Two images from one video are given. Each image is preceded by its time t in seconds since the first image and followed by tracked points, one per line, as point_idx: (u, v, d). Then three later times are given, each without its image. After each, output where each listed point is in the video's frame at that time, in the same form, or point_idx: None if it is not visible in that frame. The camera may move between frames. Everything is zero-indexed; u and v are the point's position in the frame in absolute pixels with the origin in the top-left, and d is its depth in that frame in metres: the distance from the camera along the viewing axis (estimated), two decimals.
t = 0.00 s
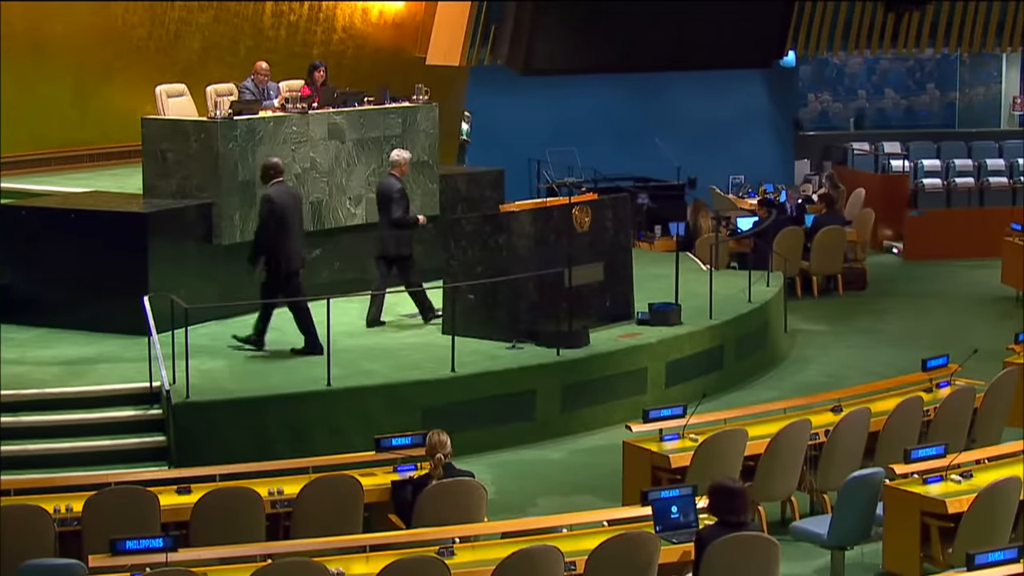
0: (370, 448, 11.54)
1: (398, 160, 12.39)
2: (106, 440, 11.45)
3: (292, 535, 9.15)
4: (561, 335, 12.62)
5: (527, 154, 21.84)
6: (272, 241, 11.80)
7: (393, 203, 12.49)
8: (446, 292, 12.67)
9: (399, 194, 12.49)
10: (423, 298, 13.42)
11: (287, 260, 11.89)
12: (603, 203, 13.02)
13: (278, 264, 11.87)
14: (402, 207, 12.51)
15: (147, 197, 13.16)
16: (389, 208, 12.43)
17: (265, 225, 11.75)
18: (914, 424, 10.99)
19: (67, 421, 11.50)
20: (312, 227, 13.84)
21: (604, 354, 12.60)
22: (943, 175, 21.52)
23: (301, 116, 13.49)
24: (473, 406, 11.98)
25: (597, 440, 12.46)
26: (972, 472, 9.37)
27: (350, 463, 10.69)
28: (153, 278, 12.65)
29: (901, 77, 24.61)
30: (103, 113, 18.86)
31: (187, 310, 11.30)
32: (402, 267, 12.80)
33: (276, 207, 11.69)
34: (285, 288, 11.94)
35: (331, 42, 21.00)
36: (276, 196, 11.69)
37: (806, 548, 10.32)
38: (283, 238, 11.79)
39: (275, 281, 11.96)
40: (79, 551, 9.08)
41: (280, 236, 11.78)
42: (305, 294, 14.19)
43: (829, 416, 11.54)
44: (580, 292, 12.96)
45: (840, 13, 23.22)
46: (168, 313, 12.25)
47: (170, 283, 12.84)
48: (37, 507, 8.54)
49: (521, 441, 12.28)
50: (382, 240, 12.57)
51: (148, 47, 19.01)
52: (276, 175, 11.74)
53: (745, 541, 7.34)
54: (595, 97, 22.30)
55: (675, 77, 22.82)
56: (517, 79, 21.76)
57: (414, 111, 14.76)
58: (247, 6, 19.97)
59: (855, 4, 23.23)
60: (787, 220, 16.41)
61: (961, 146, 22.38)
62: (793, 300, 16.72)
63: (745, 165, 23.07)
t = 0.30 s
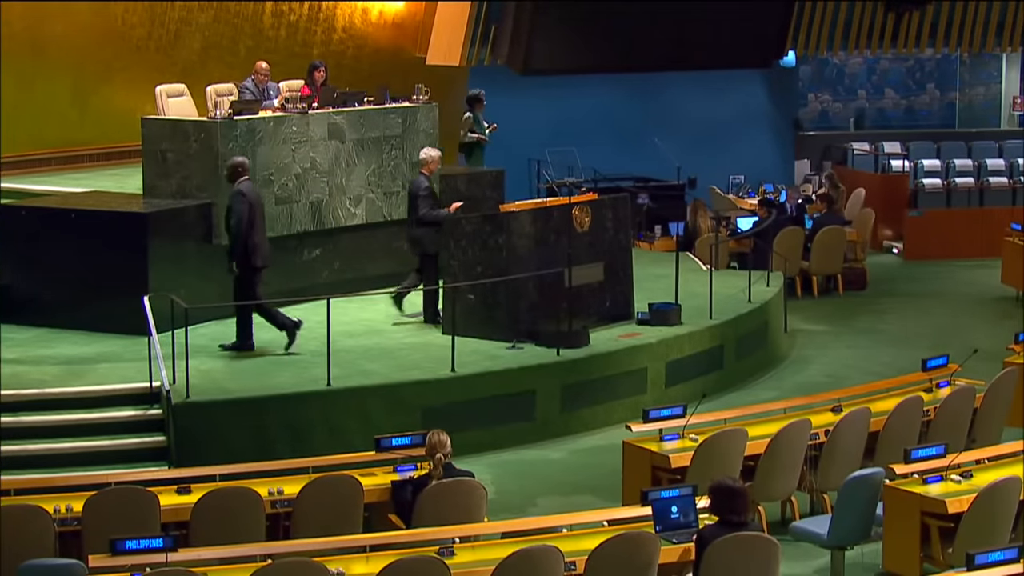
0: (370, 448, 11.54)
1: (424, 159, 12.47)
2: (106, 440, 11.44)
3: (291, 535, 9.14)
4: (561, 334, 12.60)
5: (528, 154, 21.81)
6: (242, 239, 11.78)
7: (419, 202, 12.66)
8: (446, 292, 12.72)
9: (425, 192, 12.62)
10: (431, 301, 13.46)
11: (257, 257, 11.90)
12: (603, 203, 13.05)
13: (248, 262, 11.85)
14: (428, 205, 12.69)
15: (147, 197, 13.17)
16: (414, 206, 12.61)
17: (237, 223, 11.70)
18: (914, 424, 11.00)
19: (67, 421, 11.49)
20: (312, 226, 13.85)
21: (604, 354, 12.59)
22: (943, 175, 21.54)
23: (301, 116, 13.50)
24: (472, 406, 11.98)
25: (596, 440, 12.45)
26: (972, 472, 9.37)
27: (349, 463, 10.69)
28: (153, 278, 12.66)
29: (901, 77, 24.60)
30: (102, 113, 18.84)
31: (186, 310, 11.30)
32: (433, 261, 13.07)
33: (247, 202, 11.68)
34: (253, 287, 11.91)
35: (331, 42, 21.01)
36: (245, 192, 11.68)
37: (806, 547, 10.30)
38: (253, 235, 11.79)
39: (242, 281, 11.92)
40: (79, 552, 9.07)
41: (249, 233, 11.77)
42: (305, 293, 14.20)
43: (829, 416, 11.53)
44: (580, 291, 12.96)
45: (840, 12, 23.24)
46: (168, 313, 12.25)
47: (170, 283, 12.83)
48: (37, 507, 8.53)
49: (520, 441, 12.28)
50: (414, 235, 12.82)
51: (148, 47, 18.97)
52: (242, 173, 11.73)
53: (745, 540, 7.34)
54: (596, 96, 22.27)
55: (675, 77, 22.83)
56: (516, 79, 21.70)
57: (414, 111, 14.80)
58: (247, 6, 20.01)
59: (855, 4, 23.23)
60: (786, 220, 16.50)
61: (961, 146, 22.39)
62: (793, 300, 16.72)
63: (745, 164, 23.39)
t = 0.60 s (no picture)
0: (369, 448, 11.54)
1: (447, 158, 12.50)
2: (106, 440, 11.44)
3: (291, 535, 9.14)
4: (561, 334, 12.60)
5: (528, 154, 21.82)
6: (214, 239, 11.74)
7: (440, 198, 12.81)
8: (446, 292, 12.72)
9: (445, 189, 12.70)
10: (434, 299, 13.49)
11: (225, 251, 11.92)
12: (603, 203, 13.08)
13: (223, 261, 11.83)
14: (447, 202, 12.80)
15: (146, 197, 13.18)
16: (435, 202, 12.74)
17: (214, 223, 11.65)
18: (914, 424, 11.00)
19: (66, 421, 11.49)
20: (312, 226, 13.86)
21: (604, 354, 12.60)
22: (943, 175, 21.54)
23: (301, 116, 13.50)
24: (473, 406, 11.98)
25: (596, 440, 12.45)
26: (972, 472, 9.37)
27: (349, 463, 10.69)
28: (153, 278, 12.66)
29: (901, 77, 24.61)
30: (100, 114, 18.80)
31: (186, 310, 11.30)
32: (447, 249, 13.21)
33: (219, 204, 11.66)
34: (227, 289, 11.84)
35: (332, 42, 20.74)
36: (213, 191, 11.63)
37: (806, 547, 10.30)
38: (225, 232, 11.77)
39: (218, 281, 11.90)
40: (79, 552, 9.06)
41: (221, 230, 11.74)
42: (305, 293, 14.21)
43: (829, 416, 11.53)
44: (579, 291, 12.97)
45: (840, 12, 23.22)
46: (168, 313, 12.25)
47: (170, 283, 12.84)
48: (37, 508, 8.53)
49: (520, 441, 12.28)
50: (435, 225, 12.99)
51: (148, 48, 18.69)
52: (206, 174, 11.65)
53: (746, 540, 7.34)
54: (595, 95, 22.28)
55: (673, 76, 22.81)
56: (514, 78, 21.70)
57: (414, 111, 14.81)
58: (247, 6, 19.82)
59: (855, 3, 23.22)
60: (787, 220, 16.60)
61: (961, 145, 22.39)
62: (793, 300, 16.72)
63: (744, 164, 23.39)
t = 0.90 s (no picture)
0: (369, 447, 11.53)
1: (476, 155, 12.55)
2: (105, 440, 11.43)
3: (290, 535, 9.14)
4: (560, 334, 12.61)
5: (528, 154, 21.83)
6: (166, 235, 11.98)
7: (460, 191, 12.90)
8: (446, 292, 12.72)
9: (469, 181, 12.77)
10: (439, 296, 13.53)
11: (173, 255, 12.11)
12: (603, 203, 13.06)
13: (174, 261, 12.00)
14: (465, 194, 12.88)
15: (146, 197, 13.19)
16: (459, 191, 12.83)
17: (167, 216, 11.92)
18: (915, 424, 11.00)
19: (66, 421, 11.48)
20: (312, 226, 13.86)
21: (604, 354, 12.59)
22: (943, 175, 21.55)
23: (301, 116, 13.49)
24: (473, 406, 11.98)
25: (596, 440, 12.45)
26: (972, 472, 9.36)
27: (349, 463, 10.69)
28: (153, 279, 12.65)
29: (901, 77, 24.62)
30: (101, 113, 18.84)
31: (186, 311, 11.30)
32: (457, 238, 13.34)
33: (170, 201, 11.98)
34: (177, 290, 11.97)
35: (332, 42, 21.02)
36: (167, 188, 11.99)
37: (806, 547, 10.30)
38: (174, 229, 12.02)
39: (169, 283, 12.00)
40: (79, 552, 9.06)
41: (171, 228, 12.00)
42: (305, 294, 14.22)
43: (829, 416, 11.53)
44: (579, 291, 12.96)
45: (840, 12, 23.23)
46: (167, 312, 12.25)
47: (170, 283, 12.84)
48: (37, 508, 8.54)
49: (520, 441, 12.27)
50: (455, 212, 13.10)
51: (148, 47, 18.98)
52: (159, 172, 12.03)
53: (746, 541, 7.34)
54: (595, 95, 22.28)
55: (673, 76, 22.82)
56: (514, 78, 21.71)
57: (414, 111, 14.79)
58: (247, 6, 20.01)
59: (855, 3, 23.22)
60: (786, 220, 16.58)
61: (961, 145, 22.40)
62: (793, 300, 16.73)
63: (744, 164, 23.36)
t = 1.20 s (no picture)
0: (369, 447, 11.53)
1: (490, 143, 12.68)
2: (105, 440, 11.43)
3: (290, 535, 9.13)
4: (560, 334, 12.61)
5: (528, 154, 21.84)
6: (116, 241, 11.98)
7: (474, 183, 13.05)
8: (446, 292, 12.72)
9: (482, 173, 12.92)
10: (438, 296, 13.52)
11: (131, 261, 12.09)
12: (603, 203, 13.06)
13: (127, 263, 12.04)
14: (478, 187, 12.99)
15: (146, 197, 13.20)
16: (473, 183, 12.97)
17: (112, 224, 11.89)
18: (915, 424, 11.00)
19: (66, 421, 11.48)
20: (312, 226, 13.86)
21: (604, 354, 12.60)
22: (943, 175, 21.54)
23: (301, 116, 13.49)
24: (473, 406, 11.98)
25: (596, 440, 12.46)
26: (972, 472, 9.36)
27: (348, 463, 10.69)
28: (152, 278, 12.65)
29: (901, 77, 24.62)
30: (100, 113, 18.85)
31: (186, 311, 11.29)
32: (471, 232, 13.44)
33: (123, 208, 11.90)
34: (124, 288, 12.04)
35: (332, 42, 21.02)
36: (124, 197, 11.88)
37: (806, 547, 10.30)
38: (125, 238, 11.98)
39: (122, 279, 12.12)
40: (79, 552, 9.06)
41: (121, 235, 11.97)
42: (305, 294, 14.22)
43: (829, 416, 11.53)
44: (580, 291, 12.96)
45: (840, 12, 23.23)
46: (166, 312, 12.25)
47: (169, 283, 12.84)
48: (37, 508, 8.53)
49: (520, 441, 12.27)
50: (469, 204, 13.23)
51: (148, 47, 18.97)
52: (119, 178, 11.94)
53: (746, 541, 7.33)
54: (595, 95, 22.28)
55: (673, 76, 22.82)
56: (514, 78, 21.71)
57: (414, 111, 14.79)
58: (247, 6, 20.02)
59: (855, 3, 23.22)
60: (786, 220, 16.54)
61: (961, 145, 22.40)
62: (793, 300, 16.73)
63: (744, 164, 23.37)
